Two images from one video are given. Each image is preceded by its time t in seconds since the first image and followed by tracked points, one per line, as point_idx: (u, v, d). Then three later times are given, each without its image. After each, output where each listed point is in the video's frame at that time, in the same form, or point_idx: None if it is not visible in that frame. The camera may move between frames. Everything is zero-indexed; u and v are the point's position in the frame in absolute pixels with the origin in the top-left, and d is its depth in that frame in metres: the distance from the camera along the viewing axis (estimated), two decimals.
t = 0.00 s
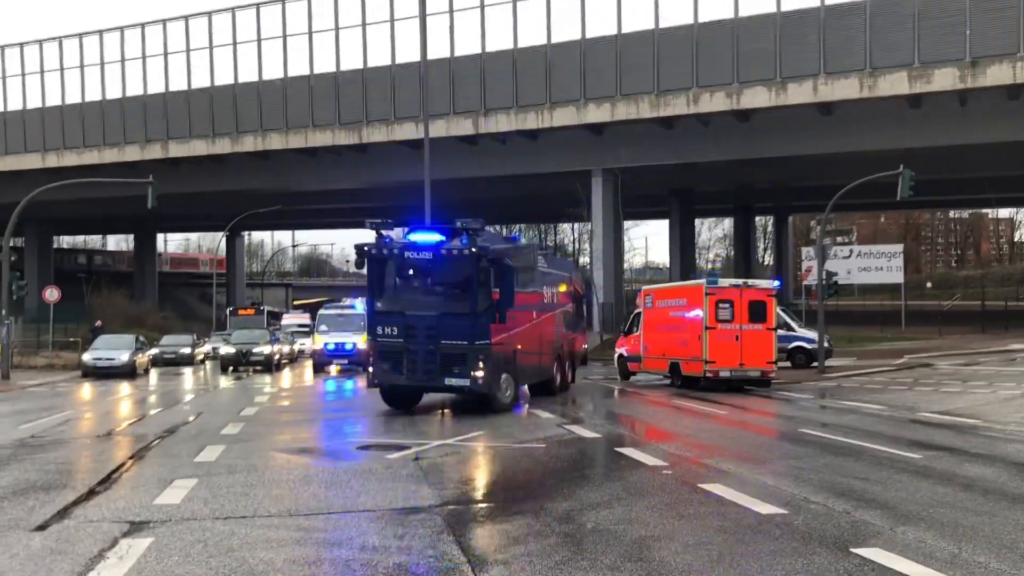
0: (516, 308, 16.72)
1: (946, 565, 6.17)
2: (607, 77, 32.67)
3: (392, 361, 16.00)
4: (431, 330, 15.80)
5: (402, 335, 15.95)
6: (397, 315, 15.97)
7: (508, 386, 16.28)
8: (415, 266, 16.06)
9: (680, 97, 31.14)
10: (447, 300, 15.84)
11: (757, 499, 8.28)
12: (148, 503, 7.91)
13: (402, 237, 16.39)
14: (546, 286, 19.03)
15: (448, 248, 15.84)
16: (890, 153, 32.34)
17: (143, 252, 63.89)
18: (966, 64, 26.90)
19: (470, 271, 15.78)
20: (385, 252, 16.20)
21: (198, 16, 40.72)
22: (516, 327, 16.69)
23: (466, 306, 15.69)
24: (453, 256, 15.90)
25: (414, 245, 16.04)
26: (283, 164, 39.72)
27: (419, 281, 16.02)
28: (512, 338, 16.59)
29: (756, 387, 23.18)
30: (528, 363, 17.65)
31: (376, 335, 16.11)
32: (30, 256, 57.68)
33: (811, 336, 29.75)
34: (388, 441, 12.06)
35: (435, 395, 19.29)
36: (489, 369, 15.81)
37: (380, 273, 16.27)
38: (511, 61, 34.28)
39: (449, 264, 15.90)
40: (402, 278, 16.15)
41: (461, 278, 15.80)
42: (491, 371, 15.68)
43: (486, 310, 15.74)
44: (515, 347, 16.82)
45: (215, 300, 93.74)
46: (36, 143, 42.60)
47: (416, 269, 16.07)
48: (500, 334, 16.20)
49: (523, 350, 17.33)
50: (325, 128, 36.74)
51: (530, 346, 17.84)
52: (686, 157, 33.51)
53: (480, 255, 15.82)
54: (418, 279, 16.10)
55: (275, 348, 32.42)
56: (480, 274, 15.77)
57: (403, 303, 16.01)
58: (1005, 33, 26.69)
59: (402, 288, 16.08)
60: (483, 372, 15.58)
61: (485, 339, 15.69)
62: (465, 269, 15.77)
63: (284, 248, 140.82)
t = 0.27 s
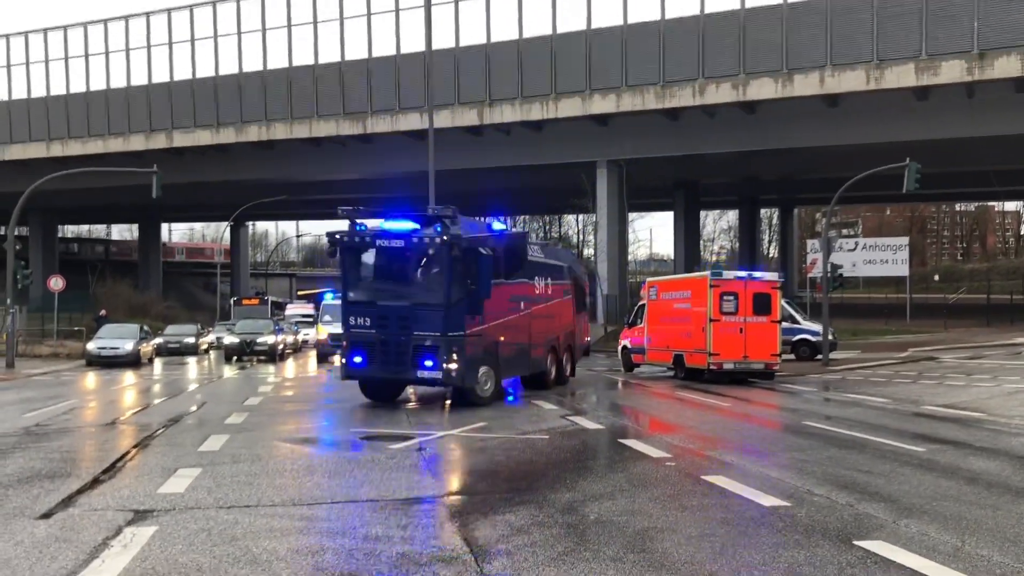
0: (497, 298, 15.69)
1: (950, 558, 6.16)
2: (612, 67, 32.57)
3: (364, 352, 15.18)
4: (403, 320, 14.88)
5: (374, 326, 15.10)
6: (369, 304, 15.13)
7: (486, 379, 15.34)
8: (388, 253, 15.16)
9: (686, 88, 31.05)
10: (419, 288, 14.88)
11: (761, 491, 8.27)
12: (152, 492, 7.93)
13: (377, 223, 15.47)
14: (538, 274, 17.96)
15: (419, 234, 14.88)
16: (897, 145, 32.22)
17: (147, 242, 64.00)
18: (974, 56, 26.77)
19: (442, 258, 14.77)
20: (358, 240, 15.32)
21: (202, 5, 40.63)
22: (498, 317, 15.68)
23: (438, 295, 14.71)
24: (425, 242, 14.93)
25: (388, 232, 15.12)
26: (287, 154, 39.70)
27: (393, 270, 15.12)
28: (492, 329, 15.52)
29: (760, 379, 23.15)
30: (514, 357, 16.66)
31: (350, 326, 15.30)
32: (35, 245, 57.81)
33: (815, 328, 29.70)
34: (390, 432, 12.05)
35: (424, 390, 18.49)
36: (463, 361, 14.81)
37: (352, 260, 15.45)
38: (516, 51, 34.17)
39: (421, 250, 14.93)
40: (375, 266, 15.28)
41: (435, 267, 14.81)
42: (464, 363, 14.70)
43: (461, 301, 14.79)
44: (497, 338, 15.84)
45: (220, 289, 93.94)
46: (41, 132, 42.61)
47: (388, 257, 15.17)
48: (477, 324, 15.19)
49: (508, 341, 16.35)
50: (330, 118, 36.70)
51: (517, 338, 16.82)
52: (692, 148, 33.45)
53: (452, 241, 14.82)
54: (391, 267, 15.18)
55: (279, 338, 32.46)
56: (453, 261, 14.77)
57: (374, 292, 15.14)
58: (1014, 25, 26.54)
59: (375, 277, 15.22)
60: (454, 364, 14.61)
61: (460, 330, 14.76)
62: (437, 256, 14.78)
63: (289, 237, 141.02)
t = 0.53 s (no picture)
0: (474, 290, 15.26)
1: (953, 551, 6.16)
2: (618, 59, 32.46)
3: (335, 344, 14.88)
4: (374, 313, 14.54)
5: (346, 318, 14.77)
6: (340, 297, 14.77)
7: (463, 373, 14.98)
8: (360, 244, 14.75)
9: (692, 80, 30.95)
10: (390, 280, 14.51)
11: (765, 485, 8.27)
12: (157, 483, 7.96)
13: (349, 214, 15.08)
14: (528, 267, 17.30)
15: (390, 225, 14.45)
16: (903, 138, 32.07)
17: (152, 233, 64.11)
18: (981, 49, 26.62)
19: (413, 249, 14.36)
20: (329, 231, 14.92)
21: None
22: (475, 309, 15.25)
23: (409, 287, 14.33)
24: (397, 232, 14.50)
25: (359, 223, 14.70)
26: (292, 146, 39.71)
27: (364, 262, 14.74)
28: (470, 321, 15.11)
29: (765, 372, 23.15)
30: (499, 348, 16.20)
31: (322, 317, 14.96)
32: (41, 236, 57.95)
33: (820, 322, 29.65)
34: (395, 423, 12.10)
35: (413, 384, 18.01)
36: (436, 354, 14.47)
37: (324, 251, 15.04)
38: (522, 43, 34.07)
39: (393, 241, 14.52)
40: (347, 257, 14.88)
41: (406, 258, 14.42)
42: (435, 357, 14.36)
43: (433, 293, 14.41)
44: (477, 331, 15.37)
45: (225, 281, 94.09)
46: (46, 123, 42.65)
47: (359, 247, 14.77)
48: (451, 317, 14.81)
49: (491, 335, 15.84)
50: (335, 110, 36.66)
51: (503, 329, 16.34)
52: (697, 140, 33.34)
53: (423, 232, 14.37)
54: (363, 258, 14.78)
55: (284, 330, 32.51)
56: (424, 252, 14.35)
57: (346, 284, 14.79)
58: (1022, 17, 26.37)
59: (347, 268, 14.84)
60: (426, 358, 14.30)
61: (430, 322, 14.38)
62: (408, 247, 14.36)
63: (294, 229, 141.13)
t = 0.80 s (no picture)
0: (452, 282, 14.35)
1: (958, 547, 6.15)
2: (623, 53, 32.41)
3: (308, 339, 14.16)
4: (344, 307, 13.73)
5: (318, 313, 14.01)
6: (312, 291, 14.01)
7: (440, 370, 14.19)
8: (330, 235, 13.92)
9: (697, 75, 30.90)
10: (361, 273, 13.67)
11: (770, 480, 8.25)
12: (163, 477, 7.98)
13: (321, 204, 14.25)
14: (517, 260, 16.45)
15: (358, 216, 13.56)
16: (910, 133, 31.96)
17: (158, 228, 64.24)
18: (988, 43, 26.50)
19: (382, 241, 13.48)
20: (299, 222, 14.08)
21: None
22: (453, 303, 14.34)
23: (379, 280, 13.49)
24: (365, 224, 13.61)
25: (328, 213, 13.85)
26: (297, 141, 39.73)
27: (336, 255, 13.91)
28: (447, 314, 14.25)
29: (770, 367, 23.10)
30: (483, 342, 15.37)
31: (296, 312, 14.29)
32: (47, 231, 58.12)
33: (826, 317, 29.60)
34: (403, 418, 12.09)
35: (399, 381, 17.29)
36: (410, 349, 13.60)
37: (295, 243, 14.24)
38: (527, 38, 34.04)
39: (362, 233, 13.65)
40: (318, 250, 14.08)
41: (375, 250, 13.55)
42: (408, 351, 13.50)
43: (404, 286, 13.56)
44: (457, 326, 14.55)
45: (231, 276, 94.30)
46: (52, 118, 42.73)
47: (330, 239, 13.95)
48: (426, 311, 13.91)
49: (474, 330, 15.05)
50: (340, 104, 36.65)
51: (487, 324, 15.51)
52: (703, 135, 33.30)
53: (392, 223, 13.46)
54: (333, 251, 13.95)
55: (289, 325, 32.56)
56: (393, 244, 13.46)
57: (318, 277, 14.02)
58: None
59: (319, 261, 14.05)
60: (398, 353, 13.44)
61: (402, 317, 13.53)
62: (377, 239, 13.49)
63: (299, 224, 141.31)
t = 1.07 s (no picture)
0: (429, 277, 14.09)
1: (966, 544, 6.12)
2: (630, 49, 32.31)
3: (283, 337, 13.93)
4: (316, 303, 13.47)
5: (291, 310, 13.74)
6: (285, 287, 13.74)
7: (419, 369, 13.95)
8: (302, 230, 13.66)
9: (705, 70, 30.82)
10: (333, 269, 13.42)
11: (778, 476, 8.23)
12: (170, 473, 8.01)
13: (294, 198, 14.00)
14: (506, 255, 16.07)
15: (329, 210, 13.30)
16: (919, 129, 31.82)
17: (165, 224, 64.40)
18: (997, 38, 26.36)
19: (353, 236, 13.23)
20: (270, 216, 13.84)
21: None
22: (430, 299, 14.09)
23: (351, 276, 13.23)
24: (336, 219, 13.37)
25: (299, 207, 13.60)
26: (304, 137, 39.77)
27: (309, 250, 13.63)
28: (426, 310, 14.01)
29: (777, 364, 23.06)
30: (467, 339, 15.09)
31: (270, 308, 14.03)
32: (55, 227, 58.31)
33: (833, 313, 29.54)
34: (409, 415, 12.05)
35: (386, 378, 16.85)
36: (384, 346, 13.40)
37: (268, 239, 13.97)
38: (533, 34, 33.99)
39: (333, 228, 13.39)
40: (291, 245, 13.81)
41: (347, 245, 13.30)
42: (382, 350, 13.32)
43: (377, 281, 13.30)
44: (438, 323, 14.28)
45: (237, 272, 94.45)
46: (60, 115, 42.84)
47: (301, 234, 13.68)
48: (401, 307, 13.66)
49: (458, 325, 14.80)
50: (346, 101, 36.66)
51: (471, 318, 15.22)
52: (710, 132, 33.22)
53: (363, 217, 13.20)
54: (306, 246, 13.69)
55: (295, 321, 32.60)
56: (364, 238, 13.19)
57: (290, 273, 13.75)
58: None
59: (291, 257, 13.78)
60: (372, 351, 13.26)
61: (374, 314, 13.27)
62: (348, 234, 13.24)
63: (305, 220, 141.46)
